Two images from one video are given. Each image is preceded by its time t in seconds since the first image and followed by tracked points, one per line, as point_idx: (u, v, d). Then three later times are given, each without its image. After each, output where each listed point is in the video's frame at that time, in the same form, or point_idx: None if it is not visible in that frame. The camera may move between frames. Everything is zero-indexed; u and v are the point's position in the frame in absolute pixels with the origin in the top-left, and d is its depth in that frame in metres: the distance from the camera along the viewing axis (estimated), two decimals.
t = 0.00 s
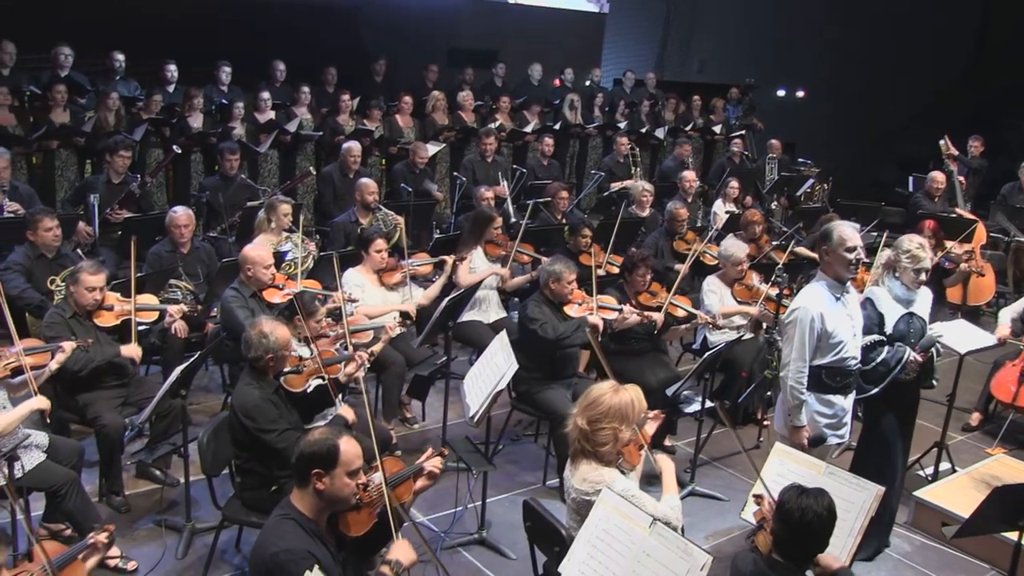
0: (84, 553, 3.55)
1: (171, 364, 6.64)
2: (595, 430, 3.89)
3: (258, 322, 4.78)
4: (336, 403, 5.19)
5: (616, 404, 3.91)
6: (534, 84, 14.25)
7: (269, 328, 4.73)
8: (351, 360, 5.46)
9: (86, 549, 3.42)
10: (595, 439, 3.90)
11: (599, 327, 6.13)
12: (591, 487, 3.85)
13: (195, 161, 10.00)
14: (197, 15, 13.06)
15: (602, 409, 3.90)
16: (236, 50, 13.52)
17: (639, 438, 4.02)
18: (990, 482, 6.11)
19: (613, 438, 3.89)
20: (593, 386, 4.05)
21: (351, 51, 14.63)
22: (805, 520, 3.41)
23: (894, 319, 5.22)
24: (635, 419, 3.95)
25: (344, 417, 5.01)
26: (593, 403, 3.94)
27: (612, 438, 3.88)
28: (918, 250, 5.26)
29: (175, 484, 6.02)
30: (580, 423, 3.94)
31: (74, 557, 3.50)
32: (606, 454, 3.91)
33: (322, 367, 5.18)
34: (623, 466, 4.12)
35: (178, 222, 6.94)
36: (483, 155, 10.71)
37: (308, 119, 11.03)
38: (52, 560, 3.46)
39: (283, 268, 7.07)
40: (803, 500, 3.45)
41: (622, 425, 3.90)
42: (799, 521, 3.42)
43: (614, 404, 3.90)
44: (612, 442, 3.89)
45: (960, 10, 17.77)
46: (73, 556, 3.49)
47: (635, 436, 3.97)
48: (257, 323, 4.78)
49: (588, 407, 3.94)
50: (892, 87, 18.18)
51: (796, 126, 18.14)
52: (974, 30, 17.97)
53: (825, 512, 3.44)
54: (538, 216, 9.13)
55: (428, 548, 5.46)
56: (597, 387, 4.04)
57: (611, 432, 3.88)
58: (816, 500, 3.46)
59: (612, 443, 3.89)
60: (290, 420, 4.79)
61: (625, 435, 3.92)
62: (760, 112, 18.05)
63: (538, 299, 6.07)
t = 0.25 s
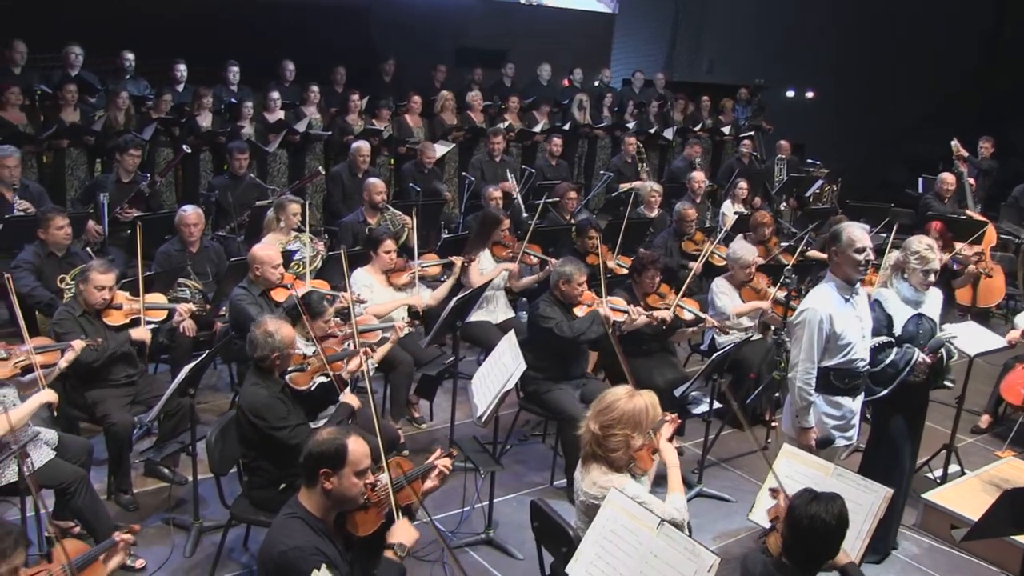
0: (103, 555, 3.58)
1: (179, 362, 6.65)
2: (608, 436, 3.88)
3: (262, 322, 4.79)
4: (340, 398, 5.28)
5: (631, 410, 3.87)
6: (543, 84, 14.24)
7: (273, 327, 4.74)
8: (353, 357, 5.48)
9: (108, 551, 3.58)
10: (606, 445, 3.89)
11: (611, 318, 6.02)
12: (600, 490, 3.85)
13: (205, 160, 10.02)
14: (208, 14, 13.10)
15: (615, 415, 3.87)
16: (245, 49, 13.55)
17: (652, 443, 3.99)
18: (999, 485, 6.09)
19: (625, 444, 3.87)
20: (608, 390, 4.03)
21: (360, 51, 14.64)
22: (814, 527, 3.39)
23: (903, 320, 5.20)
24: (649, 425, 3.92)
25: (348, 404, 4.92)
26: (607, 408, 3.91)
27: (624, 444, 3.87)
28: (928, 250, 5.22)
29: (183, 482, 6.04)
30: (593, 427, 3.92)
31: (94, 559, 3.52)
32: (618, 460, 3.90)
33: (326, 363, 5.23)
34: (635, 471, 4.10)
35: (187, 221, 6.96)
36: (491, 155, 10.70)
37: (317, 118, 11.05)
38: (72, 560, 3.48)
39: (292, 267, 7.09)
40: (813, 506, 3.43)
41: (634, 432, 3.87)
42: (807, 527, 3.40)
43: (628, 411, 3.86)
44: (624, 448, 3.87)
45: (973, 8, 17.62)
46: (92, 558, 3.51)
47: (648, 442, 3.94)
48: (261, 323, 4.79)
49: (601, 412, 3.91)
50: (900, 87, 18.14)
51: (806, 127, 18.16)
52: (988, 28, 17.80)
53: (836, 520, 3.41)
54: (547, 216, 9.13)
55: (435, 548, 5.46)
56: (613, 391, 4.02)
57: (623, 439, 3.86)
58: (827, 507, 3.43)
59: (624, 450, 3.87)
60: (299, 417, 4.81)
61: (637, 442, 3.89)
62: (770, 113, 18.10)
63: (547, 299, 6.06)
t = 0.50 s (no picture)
0: (124, 559, 3.48)
1: (188, 361, 6.67)
2: (619, 441, 3.87)
3: (266, 319, 4.81)
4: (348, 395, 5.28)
5: (644, 415, 3.87)
6: (551, 84, 14.23)
7: (277, 324, 4.76)
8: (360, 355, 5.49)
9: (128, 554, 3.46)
10: (618, 450, 3.87)
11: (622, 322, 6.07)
12: (609, 494, 3.84)
13: (213, 159, 10.05)
14: (216, 14, 13.13)
15: (627, 420, 3.86)
16: (254, 48, 13.58)
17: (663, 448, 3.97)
18: (1008, 488, 6.06)
19: (636, 450, 3.85)
20: (622, 394, 4.02)
21: (368, 50, 14.63)
22: (824, 536, 3.35)
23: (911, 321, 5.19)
24: (661, 431, 3.91)
25: (357, 406, 5.09)
26: (620, 412, 3.90)
27: (635, 450, 3.85)
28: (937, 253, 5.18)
29: (191, 481, 6.04)
30: (605, 432, 3.91)
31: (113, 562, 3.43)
32: (629, 466, 3.88)
33: (333, 363, 5.20)
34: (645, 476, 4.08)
35: (196, 220, 6.97)
36: (499, 155, 10.71)
37: (326, 118, 11.07)
38: (91, 561, 3.40)
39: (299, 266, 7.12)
40: (825, 515, 3.39)
41: (646, 438, 3.86)
42: (818, 536, 3.36)
43: (641, 416, 3.86)
44: (635, 454, 3.86)
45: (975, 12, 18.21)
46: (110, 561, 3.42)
47: (660, 448, 3.92)
48: (265, 320, 4.81)
49: (614, 416, 3.91)
50: (911, 87, 18.39)
51: (815, 128, 18.03)
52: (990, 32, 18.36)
53: (848, 530, 3.36)
54: (555, 216, 9.14)
55: (442, 547, 5.46)
56: (627, 396, 4.01)
57: (635, 444, 3.85)
58: (839, 515, 3.38)
59: (635, 455, 3.85)
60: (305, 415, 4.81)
61: (649, 448, 3.88)
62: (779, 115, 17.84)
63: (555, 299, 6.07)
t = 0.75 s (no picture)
0: (138, 561, 3.50)
1: (197, 360, 6.69)
2: (632, 446, 3.84)
3: (274, 317, 4.85)
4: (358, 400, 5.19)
5: (658, 421, 3.82)
6: (561, 84, 14.22)
7: (285, 321, 4.80)
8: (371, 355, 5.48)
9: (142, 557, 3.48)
10: (630, 455, 3.85)
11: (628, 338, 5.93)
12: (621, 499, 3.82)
13: (223, 158, 10.08)
14: (228, 13, 13.17)
15: (641, 426, 3.83)
16: (265, 48, 13.62)
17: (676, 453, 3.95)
18: (1019, 491, 6.04)
19: (649, 455, 3.83)
20: (636, 398, 3.99)
21: (378, 50, 14.65)
22: (839, 547, 3.31)
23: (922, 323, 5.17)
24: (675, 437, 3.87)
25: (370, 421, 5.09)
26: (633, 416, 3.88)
27: (647, 455, 3.83)
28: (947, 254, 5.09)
29: (200, 479, 6.06)
30: (617, 436, 3.89)
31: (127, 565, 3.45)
32: (641, 470, 3.86)
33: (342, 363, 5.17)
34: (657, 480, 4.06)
35: (206, 219, 7.00)
36: (509, 155, 10.71)
37: (336, 117, 11.10)
38: (106, 563, 3.43)
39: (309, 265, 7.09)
40: (843, 526, 3.34)
41: (659, 444, 3.82)
42: (833, 548, 3.32)
43: (655, 422, 3.81)
44: (649, 459, 3.84)
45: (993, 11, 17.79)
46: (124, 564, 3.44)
47: (673, 453, 3.90)
48: (273, 318, 4.85)
49: (627, 420, 3.88)
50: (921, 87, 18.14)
51: (825, 129, 18.04)
52: (1006, 30, 17.86)
53: (866, 544, 3.31)
54: (564, 216, 9.15)
55: (450, 547, 5.47)
56: (641, 399, 3.98)
57: (648, 450, 3.82)
58: (857, 527, 3.33)
59: (649, 461, 3.83)
60: (310, 415, 4.81)
61: (662, 454, 3.85)
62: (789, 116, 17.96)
63: (563, 300, 6.08)
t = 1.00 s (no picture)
0: (150, 562, 3.51)
1: (205, 358, 6.70)
2: (641, 448, 3.84)
3: (281, 315, 4.86)
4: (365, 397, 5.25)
5: (668, 424, 3.82)
6: (569, 84, 14.20)
7: (292, 320, 4.81)
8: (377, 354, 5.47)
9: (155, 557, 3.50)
10: (640, 457, 3.84)
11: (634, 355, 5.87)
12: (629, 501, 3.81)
13: (232, 158, 10.11)
14: (237, 13, 13.20)
15: (651, 428, 3.82)
16: (274, 47, 13.64)
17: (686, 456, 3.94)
18: None
19: (657, 458, 3.82)
20: (647, 401, 3.98)
21: (387, 49, 14.65)
22: (850, 554, 3.30)
23: (932, 325, 5.15)
24: (685, 440, 3.87)
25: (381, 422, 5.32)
26: (643, 420, 3.88)
27: (656, 458, 3.82)
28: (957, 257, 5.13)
29: (207, 477, 6.07)
30: (627, 438, 3.89)
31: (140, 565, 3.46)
32: (649, 473, 3.85)
33: (349, 361, 5.18)
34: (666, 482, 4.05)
35: (214, 218, 7.02)
36: (517, 155, 10.70)
37: (344, 117, 11.11)
38: (117, 564, 3.43)
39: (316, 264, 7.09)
40: (856, 532, 3.32)
41: (669, 448, 3.82)
42: (844, 554, 3.31)
43: (665, 425, 3.81)
44: (657, 462, 3.83)
45: (1021, 3, 16.90)
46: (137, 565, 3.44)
47: (682, 455, 3.89)
48: (280, 316, 4.86)
49: (637, 424, 3.88)
50: (936, 87, 17.77)
51: (834, 128, 18.15)
52: None
53: (878, 552, 3.30)
54: (573, 216, 9.15)
55: (457, 546, 5.46)
56: (652, 403, 3.97)
57: (657, 453, 3.82)
58: (869, 533, 3.32)
59: (657, 464, 3.82)
60: (318, 415, 4.81)
61: (671, 456, 3.84)
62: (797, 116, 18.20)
63: (570, 300, 6.07)
